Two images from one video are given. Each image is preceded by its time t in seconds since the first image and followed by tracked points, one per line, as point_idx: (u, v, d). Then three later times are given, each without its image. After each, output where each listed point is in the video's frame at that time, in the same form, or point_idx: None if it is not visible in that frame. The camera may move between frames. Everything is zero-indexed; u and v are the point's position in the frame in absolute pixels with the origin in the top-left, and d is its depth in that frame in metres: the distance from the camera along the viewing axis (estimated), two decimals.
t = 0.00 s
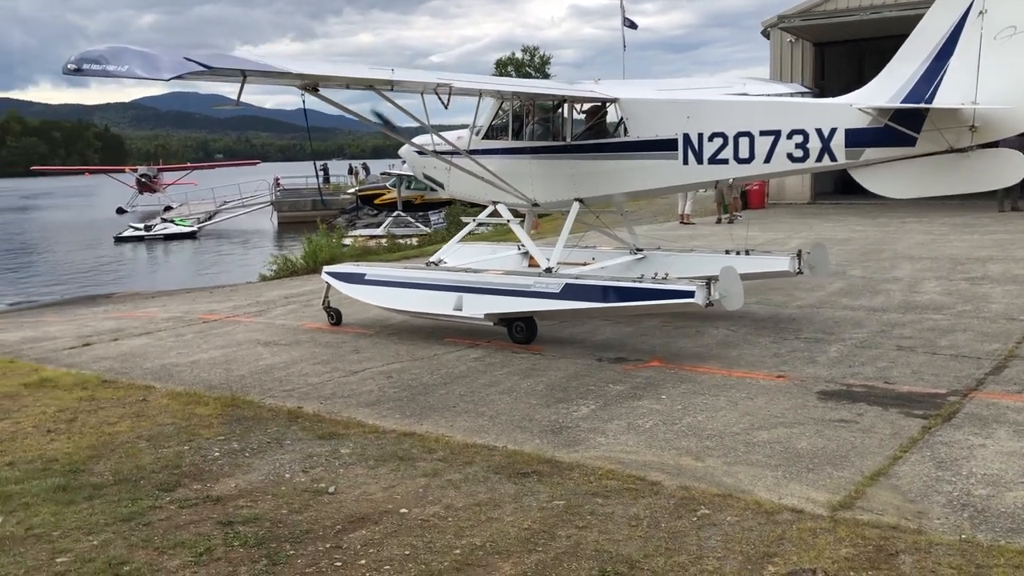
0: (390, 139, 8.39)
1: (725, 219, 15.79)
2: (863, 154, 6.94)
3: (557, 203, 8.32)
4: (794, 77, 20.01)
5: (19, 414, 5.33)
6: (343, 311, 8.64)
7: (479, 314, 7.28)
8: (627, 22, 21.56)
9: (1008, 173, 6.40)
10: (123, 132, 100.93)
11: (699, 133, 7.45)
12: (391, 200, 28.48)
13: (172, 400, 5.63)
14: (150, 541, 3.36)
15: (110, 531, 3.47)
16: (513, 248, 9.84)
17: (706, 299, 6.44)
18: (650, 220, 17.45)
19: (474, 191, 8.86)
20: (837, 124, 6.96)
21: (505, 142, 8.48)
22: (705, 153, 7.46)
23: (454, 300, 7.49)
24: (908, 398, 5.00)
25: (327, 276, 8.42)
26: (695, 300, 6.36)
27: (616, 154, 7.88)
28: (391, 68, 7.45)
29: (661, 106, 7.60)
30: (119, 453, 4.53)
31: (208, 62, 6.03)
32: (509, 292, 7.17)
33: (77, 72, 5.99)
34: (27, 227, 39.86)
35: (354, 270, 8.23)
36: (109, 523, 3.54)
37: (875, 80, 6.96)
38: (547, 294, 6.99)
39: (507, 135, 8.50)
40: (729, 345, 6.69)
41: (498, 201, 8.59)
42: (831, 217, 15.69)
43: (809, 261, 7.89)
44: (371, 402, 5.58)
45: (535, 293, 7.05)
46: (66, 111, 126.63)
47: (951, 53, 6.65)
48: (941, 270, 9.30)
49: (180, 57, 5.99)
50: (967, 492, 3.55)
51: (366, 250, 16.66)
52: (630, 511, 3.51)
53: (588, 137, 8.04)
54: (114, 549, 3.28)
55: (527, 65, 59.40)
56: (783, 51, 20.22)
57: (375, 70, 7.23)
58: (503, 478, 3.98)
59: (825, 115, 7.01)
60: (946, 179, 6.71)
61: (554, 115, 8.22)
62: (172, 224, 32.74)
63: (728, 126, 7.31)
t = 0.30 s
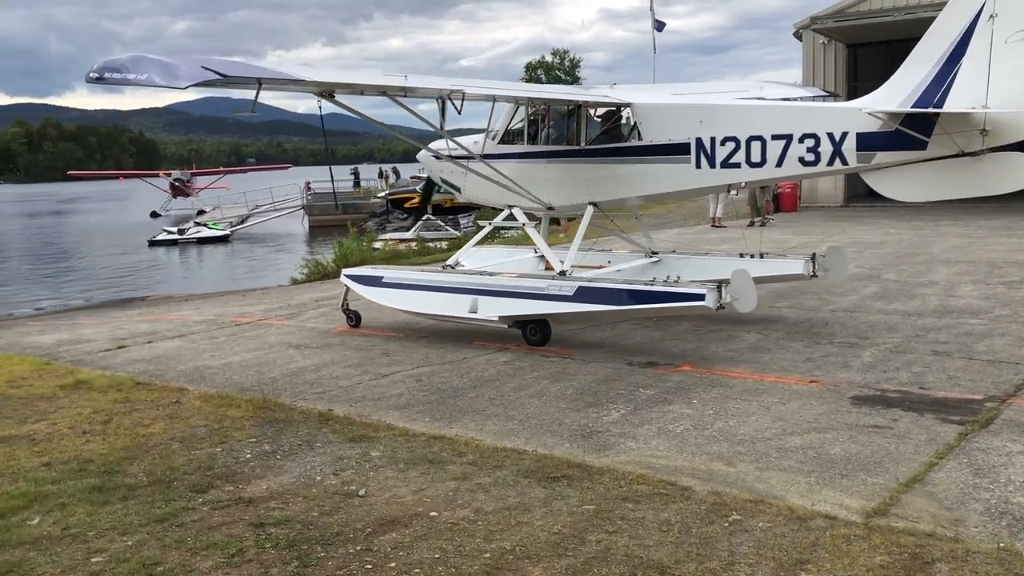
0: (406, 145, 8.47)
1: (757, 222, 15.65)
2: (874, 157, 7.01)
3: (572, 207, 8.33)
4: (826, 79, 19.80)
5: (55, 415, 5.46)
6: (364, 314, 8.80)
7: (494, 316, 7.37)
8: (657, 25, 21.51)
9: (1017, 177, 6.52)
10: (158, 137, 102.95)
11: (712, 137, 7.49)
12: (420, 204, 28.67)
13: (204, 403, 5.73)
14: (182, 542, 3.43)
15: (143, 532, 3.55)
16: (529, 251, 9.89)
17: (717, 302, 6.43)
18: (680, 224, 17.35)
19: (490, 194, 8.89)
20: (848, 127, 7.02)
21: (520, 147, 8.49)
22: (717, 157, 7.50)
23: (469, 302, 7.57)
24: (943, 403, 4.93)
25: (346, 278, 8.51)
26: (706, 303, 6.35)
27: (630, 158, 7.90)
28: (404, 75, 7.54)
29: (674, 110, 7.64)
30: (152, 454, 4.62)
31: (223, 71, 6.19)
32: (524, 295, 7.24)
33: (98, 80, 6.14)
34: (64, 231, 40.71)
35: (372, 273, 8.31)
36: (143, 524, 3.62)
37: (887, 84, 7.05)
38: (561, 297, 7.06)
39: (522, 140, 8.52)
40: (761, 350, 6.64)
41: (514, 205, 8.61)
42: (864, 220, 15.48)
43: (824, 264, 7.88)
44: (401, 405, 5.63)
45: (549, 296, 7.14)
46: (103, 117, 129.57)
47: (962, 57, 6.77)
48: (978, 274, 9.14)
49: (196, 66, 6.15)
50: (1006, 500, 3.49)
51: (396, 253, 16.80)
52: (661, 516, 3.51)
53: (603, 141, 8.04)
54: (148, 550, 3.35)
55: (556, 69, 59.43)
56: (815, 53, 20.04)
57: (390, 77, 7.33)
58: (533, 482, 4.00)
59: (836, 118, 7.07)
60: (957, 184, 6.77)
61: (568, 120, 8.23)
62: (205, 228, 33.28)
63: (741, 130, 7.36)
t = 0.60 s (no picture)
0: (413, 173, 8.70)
1: (777, 249, 15.58)
2: (869, 185, 7.11)
3: (576, 234, 8.49)
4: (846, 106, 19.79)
5: (78, 441, 5.52)
6: (370, 339, 8.91)
7: (496, 342, 7.44)
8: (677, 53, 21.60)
9: (1012, 206, 6.57)
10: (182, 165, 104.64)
11: (710, 166, 7.66)
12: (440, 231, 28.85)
13: (225, 428, 5.78)
14: (201, 569, 3.45)
15: (164, 558, 3.58)
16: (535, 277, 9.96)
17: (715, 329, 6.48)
18: (699, 251, 17.32)
19: (496, 222, 9.07)
20: (843, 156, 7.15)
21: (524, 176, 8.68)
22: (715, 186, 7.66)
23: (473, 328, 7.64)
24: (968, 434, 4.85)
25: (353, 304, 8.61)
26: (703, 329, 6.43)
27: (631, 186, 8.06)
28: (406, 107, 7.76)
29: (674, 140, 7.80)
30: (173, 480, 4.67)
31: (226, 108, 6.52)
32: (525, 321, 7.32)
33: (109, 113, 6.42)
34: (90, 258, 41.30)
35: (379, 298, 8.43)
36: (163, 550, 3.65)
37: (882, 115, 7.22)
38: (561, 322, 7.16)
39: (525, 169, 8.72)
40: (783, 378, 6.58)
41: (518, 233, 8.78)
42: (886, 248, 15.38)
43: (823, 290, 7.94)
44: (420, 432, 5.64)
45: (550, 321, 7.20)
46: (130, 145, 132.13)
47: (954, 88, 6.95)
48: (1002, 302, 9.03)
49: (200, 101, 6.45)
50: None
51: (416, 279, 16.88)
52: (681, 546, 3.48)
53: (605, 169, 8.22)
54: None
55: (576, 97, 59.88)
56: (835, 81, 20.08)
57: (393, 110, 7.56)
58: (552, 511, 3.98)
59: (830, 147, 7.21)
60: (954, 211, 6.84)
61: (571, 150, 8.41)
62: (227, 254, 33.66)
63: (738, 160, 7.52)
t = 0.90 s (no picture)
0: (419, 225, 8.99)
1: (800, 299, 15.47)
2: (866, 238, 7.19)
3: (580, 284, 8.67)
4: (867, 157, 19.86)
5: (99, 491, 5.56)
6: (377, 388, 9.02)
7: (501, 391, 7.56)
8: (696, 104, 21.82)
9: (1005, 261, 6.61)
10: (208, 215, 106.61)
11: (710, 219, 7.80)
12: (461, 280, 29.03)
13: (245, 479, 5.79)
14: None
15: None
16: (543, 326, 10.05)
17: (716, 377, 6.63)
18: (721, 301, 17.24)
19: (502, 272, 9.35)
20: (838, 209, 7.26)
21: (529, 228, 8.96)
22: (715, 238, 7.79)
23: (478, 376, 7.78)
24: (999, 490, 4.74)
25: (361, 351, 8.76)
26: (703, 379, 6.59)
27: (634, 237, 8.22)
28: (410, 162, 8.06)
29: (673, 193, 7.99)
30: (193, 531, 4.68)
31: (229, 156, 6.87)
32: (529, 370, 7.45)
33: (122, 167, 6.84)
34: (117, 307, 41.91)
35: (386, 346, 8.58)
36: None
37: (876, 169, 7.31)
38: (564, 371, 7.28)
39: (531, 220, 9.00)
40: (807, 431, 6.49)
41: (523, 282, 9.03)
42: (912, 298, 15.23)
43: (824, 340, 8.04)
44: (440, 484, 5.61)
45: (553, 369, 7.35)
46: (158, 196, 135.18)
47: (946, 141, 7.05)
48: None
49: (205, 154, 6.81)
50: None
51: (436, 328, 16.94)
52: None
53: (607, 221, 8.42)
54: None
55: (596, 147, 60.54)
56: (856, 133, 20.21)
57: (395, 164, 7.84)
58: (575, 567, 3.93)
59: (826, 201, 7.33)
60: (950, 262, 6.89)
61: (576, 202, 8.64)
62: (250, 303, 34.02)
63: (736, 212, 7.66)
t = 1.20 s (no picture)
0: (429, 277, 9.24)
1: (831, 349, 15.26)
2: (870, 287, 7.19)
3: (590, 333, 8.78)
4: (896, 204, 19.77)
5: (128, 543, 5.60)
6: (392, 438, 9.19)
7: (511, 440, 7.73)
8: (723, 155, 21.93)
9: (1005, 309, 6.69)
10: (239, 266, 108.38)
11: (716, 269, 7.86)
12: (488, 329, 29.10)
13: (273, 531, 5.80)
14: None
15: None
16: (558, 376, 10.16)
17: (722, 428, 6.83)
18: (751, 350, 17.06)
19: (513, 322, 9.49)
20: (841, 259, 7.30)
21: (540, 278, 9.16)
22: (722, 287, 7.83)
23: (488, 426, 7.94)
24: None
25: (376, 402, 8.92)
26: (711, 428, 6.80)
27: (641, 287, 8.33)
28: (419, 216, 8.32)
29: (679, 244, 8.10)
30: None
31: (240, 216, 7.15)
32: (541, 421, 7.63)
33: (141, 224, 7.13)
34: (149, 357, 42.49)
35: (400, 397, 8.72)
36: None
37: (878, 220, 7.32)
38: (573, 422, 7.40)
39: (542, 271, 9.21)
40: (841, 484, 6.35)
41: (533, 332, 9.18)
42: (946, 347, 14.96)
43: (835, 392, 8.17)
44: (468, 537, 5.58)
45: (562, 420, 7.53)
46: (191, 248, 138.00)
47: (946, 193, 7.07)
48: None
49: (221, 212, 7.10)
50: None
51: (463, 377, 16.95)
52: None
53: (615, 272, 8.55)
54: None
55: (622, 196, 60.91)
56: (884, 181, 20.16)
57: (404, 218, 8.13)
58: None
59: (830, 251, 7.38)
60: (952, 309, 6.92)
61: (586, 253, 8.81)
62: (279, 353, 34.35)
63: (742, 263, 7.73)
